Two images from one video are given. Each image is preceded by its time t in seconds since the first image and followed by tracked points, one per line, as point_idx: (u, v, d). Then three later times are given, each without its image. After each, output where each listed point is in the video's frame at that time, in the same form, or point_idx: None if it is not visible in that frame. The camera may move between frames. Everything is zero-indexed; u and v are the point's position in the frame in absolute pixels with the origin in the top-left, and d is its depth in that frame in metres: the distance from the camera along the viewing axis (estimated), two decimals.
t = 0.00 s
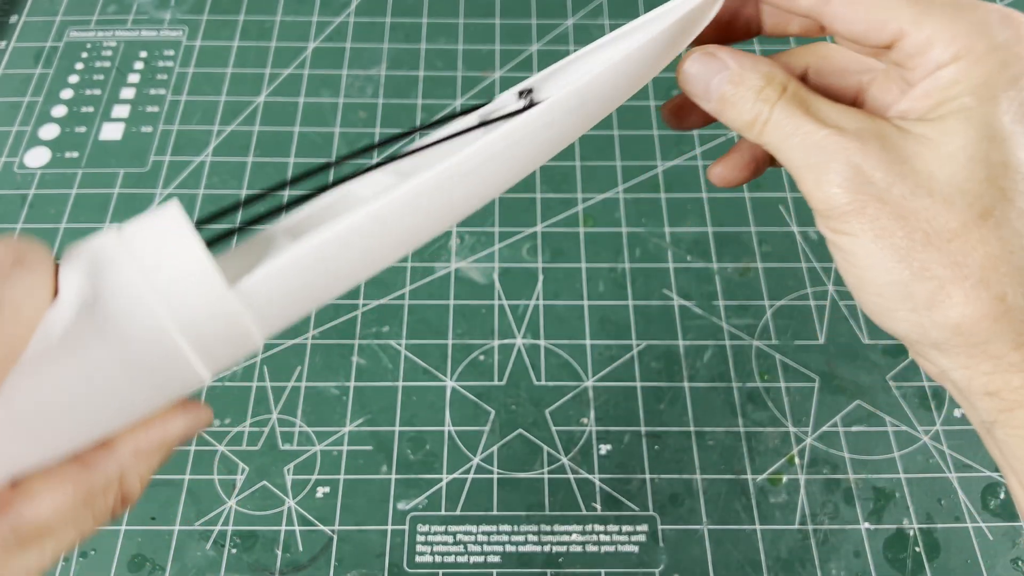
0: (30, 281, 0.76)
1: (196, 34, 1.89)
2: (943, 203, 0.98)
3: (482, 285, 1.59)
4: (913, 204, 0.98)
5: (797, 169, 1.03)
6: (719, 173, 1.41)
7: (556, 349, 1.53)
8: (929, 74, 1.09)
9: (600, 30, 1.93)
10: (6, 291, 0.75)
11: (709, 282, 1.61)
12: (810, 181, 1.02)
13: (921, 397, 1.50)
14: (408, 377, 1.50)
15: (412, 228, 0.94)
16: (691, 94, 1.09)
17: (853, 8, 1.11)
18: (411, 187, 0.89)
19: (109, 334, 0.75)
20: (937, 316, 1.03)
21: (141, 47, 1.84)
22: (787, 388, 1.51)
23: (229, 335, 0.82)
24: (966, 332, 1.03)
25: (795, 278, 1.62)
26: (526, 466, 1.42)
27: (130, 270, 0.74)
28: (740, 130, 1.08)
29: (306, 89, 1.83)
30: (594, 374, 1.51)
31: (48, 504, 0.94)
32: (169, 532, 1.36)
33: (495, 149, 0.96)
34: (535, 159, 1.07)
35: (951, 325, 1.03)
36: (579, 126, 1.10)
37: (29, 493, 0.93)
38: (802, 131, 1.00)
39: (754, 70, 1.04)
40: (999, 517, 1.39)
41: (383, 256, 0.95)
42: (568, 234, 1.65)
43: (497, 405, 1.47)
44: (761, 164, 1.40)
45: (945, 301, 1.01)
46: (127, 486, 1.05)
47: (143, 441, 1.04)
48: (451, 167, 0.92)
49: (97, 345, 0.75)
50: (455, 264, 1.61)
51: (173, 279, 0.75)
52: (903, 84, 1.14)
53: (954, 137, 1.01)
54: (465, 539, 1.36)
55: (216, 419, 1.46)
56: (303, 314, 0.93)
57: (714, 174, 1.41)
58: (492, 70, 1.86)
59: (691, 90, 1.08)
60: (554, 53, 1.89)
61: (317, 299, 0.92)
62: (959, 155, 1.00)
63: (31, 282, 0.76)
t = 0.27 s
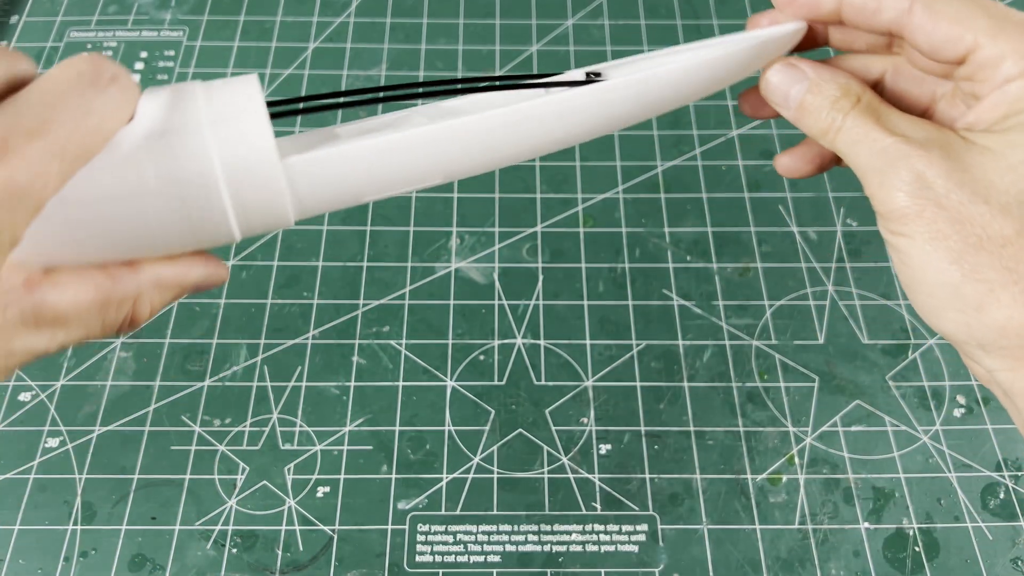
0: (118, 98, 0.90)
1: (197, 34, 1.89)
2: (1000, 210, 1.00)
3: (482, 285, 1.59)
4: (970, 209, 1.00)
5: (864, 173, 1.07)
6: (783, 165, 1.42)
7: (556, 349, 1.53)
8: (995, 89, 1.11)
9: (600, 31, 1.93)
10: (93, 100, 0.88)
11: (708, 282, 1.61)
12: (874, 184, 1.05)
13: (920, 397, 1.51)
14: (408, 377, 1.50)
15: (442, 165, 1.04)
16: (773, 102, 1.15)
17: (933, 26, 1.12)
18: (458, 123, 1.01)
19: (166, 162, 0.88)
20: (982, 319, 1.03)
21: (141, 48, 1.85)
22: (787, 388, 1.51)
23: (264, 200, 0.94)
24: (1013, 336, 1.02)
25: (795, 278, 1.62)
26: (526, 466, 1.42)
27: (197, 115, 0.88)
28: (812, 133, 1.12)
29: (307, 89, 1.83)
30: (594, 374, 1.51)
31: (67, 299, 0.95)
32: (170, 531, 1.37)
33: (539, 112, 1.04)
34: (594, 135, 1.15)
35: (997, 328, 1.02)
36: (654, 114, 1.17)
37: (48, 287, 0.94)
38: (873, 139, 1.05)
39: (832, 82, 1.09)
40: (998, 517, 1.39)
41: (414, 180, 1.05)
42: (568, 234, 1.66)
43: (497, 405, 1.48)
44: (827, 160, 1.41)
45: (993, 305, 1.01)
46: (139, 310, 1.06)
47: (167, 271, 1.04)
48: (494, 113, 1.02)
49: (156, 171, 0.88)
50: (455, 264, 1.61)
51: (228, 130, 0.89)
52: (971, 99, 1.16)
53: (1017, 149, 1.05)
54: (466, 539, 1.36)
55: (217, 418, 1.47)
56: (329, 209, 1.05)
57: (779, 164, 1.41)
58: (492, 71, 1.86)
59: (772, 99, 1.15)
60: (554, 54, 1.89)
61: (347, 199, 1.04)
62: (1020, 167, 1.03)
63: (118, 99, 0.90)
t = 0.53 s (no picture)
0: (155, 64, 0.93)
1: (198, 36, 1.90)
2: (979, 256, 1.00)
3: (482, 285, 1.60)
4: (953, 255, 1.00)
5: (852, 225, 1.06)
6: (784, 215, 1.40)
7: (555, 349, 1.54)
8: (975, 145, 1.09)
9: (600, 32, 1.94)
10: (135, 61, 0.91)
11: (707, 282, 1.62)
12: (861, 235, 1.04)
13: (918, 397, 1.51)
14: (408, 377, 1.51)
15: (426, 169, 1.04)
16: (762, 159, 1.15)
17: (906, 93, 1.12)
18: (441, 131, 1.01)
19: (188, 125, 0.93)
20: (966, 356, 1.04)
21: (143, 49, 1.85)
22: (785, 388, 1.52)
23: (264, 178, 0.97)
24: (997, 372, 1.03)
25: (794, 278, 1.63)
26: (526, 465, 1.43)
27: (221, 90, 0.94)
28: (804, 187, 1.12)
29: (308, 90, 1.84)
30: (594, 374, 1.52)
31: (81, 225, 1.02)
32: (171, 531, 1.37)
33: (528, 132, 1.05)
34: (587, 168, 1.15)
35: (982, 365, 1.03)
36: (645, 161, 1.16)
37: (64, 213, 1.01)
38: (859, 193, 1.04)
39: (819, 139, 1.09)
40: (996, 516, 1.40)
41: (397, 181, 1.06)
42: (568, 234, 1.66)
43: (497, 404, 1.48)
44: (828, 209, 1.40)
45: (976, 342, 1.02)
46: (139, 251, 1.11)
47: (170, 223, 1.10)
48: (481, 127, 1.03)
49: (178, 129, 0.93)
50: (455, 264, 1.62)
51: (247, 106, 0.94)
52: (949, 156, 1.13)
53: (996, 199, 1.02)
54: (466, 537, 1.37)
55: (218, 418, 1.47)
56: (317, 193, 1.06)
57: (782, 218, 1.40)
58: (492, 72, 1.87)
59: (763, 156, 1.14)
60: (554, 55, 1.90)
61: (331, 189, 1.05)
62: (999, 215, 1.01)
63: (155, 64, 0.93)
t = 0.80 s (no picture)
0: (151, 87, 0.96)
1: (198, 36, 1.90)
2: (948, 283, 1.01)
3: (483, 285, 1.60)
4: (925, 282, 1.01)
5: (828, 255, 1.07)
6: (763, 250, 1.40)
7: (555, 349, 1.54)
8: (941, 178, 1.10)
9: (600, 32, 1.94)
10: (130, 83, 0.94)
11: (707, 282, 1.62)
12: (837, 265, 1.06)
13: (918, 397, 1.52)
14: (409, 377, 1.51)
15: (401, 194, 1.03)
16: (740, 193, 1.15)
17: (873, 131, 1.11)
18: (416, 159, 1.02)
19: (176, 145, 0.94)
20: (941, 379, 1.06)
21: (144, 50, 1.86)
22: (785, 388, 1.52)
23: (247, 200, 0.97)
24: (971, 394, 1.05)
25: (793, 278, 1.63)
26: (526, 465, 1.43)
27: (210, 114, 0.95)
28: (782, 219, 1.12)
29: (308, 90, 1.84)
30: (594, 374, 1.52)
31: (70, 235, 1.02)
32: (171, 531, 1.37)
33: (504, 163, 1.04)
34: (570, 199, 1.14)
35: (956, 387, 1.05)
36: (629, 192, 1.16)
37: (55, 222, 1.01)
38: (834, 224, 1.04)
39: (794, 172, 1.09)
40: (995, 515, 1.40)
41: (377, 207, 1.05)
42: (568, 234, 1.67)
43: (497, 404, 1.48)
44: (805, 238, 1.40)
45: (950, 366, 1.04)
46: (126, 264, 1.10)
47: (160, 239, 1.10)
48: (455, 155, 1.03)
49: (166, 149, 0.94)
50: (455, 264, 1.62)
51: (235, 129, 0.95)
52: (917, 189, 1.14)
53: (962, 229, 1.03)
54: (466, 537, 1.37)
55: (218, 418, 1.47)
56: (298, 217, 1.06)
57: (761, 250, 1.39)
58: (492, 72, 1.87)
59: (741, 191, 1.14)
60: (554, 55, 1.90)
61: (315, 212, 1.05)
62: (966, 244, 1.02)
63: (152, 87, 0.96)
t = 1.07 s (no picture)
0: (140, 90, 0.96)
1: (199, 36, 1.90)
2: (943, 291, 1.01)
3: (483, 285, 1.60)
4: (920, 290, 1.01)
5: (824, 263, 1.07)
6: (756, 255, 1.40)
7: (555, 349, 1.54)
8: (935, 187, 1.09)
9: (600, 32, 1.94)
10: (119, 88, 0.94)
11: (707, 282, 1.62)
12: (832, 272, 1.05)
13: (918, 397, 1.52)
14: (409, 377, 1.51)
15: (394, 198, 1.04)
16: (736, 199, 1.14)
17: (867, 140, 1.11)
18: (406, 163, 1.02)
19: (165, 150, 0.94)
20: (936, 387, 1.07)
21: (144, 50, 1.86)
22: (785, 388, 1.52)
23: (238, 204, 0.98)
24: (965, 401, 1.07)
25: (793, 278, 1.63)
26: (526, 464, 1.43)
27: (200, 118, 0.95)
28: (777, 225, 1.12)
29: (308, 91, 1.84)
30: (594, 373, 1.52)
31: (60, 241, 0.99)
32: (171, 531, 1.38)
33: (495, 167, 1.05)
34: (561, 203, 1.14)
35: (951, 394, 1.07)
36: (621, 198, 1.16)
37: (45, 228, 0.98)
38: (830, 232, 1.04)
39: (790, 177, 1.08)
40: (995, 515, 1.40)
41: (367, 211, 1.05)
42: (568, 234, 1.67)
43: (497, 404, 1.49)
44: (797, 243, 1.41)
45: (944, 374, 1.05)
46: (119, 269, 1.07)
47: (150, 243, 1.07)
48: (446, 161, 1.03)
49: (156, 153, 0.94)
50: (455, 264, 1.62)
51: (225, 134, 0.95)
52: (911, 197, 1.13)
53: (957, 238, 1.03)
54: (466, 537, 1.37)
55: (218, 418, 1.47)
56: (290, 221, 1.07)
57: (756, 255, 1.39)
58: (492, 72, 1.87)
59: (736, 196, 1.13)
60: (554, 55, 1.90)
61: (305, 216, 1.06)
62: (961, 252, 1.02)
63: (141, 90, 0.96)
